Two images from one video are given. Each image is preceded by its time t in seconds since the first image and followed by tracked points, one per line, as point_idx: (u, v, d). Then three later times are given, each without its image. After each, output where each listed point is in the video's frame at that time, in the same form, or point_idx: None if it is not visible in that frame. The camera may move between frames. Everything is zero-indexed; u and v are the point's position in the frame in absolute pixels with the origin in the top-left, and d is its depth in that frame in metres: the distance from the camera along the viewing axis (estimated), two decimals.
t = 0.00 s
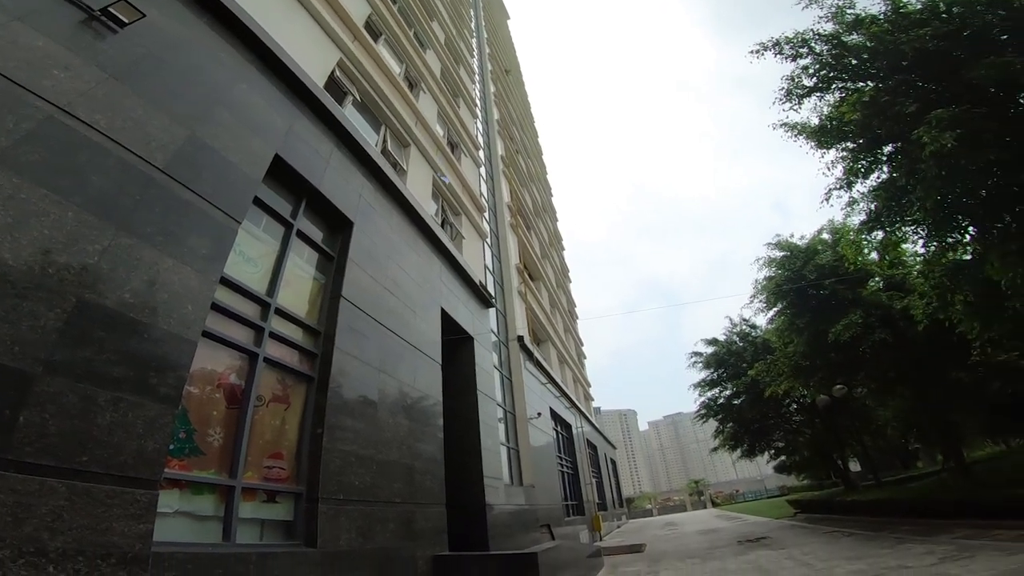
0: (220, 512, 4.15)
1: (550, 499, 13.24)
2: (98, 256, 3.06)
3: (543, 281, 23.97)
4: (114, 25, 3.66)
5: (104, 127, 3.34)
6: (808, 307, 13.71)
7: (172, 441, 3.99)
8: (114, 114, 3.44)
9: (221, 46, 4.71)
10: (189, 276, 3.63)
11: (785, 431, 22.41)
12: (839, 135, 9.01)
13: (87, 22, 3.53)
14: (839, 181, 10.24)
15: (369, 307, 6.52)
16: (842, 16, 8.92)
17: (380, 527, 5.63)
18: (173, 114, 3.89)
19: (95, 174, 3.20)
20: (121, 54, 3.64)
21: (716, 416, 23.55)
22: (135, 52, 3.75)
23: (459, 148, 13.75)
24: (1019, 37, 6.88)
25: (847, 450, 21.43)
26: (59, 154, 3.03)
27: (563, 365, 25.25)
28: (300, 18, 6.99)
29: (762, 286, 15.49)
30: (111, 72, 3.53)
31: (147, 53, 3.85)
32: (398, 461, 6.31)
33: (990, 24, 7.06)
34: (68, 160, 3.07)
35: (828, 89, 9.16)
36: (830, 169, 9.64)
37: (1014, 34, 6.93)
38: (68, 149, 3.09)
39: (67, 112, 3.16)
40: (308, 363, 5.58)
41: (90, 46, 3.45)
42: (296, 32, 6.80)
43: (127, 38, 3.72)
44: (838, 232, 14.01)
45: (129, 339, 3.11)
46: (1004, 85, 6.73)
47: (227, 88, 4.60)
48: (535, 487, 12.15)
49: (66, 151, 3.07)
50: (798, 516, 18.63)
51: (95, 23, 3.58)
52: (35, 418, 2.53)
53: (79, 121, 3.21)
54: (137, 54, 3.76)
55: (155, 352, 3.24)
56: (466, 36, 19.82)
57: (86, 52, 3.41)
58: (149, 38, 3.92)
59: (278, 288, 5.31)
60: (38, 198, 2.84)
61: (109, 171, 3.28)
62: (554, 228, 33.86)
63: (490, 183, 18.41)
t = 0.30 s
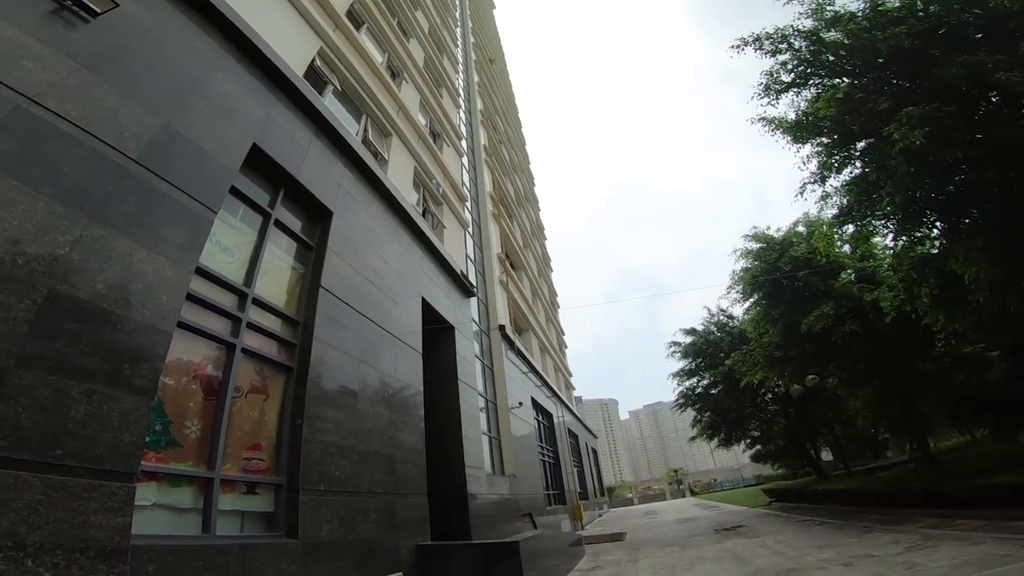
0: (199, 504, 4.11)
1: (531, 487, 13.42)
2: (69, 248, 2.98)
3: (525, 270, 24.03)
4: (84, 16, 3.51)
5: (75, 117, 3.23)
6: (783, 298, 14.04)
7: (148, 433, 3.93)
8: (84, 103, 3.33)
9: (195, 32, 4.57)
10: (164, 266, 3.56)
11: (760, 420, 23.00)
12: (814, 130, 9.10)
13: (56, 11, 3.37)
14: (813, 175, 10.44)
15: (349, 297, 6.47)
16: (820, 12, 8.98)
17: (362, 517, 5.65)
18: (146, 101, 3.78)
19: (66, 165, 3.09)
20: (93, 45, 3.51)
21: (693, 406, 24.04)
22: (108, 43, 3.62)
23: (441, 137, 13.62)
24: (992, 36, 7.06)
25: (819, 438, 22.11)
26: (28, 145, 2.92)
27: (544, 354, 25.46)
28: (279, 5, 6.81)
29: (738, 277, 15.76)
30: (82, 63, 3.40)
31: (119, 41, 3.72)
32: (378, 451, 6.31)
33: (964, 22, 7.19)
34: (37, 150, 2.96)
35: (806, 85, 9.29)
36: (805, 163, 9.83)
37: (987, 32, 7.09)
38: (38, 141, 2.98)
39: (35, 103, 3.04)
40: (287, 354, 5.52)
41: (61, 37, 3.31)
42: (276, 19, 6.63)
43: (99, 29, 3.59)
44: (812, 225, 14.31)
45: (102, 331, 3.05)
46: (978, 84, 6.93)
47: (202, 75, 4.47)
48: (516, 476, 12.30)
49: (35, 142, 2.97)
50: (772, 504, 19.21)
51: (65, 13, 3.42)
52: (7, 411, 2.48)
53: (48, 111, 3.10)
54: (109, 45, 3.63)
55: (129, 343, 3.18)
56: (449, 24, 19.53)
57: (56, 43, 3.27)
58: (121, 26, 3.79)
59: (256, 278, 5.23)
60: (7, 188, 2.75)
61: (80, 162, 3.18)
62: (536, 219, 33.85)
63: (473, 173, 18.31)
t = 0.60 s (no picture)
0: (180, 498, 4.09)
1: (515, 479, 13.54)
2: (46, 240, 2.92)
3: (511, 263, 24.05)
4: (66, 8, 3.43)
5: (54, 111, 3.17)
6: (763, 293, 14.28)
7: (127, 427, 3.89)
8: (63, 95, 3.25)
9: (177, 21, 4.48)
10: (142, 259, 3.51)
11: (741, 413, 23.47)
12: (797, 127, 9.30)
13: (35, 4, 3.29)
14: (795, 172, 10.55)
15: (333, 290, 6.43)
16: (806, 10, 8.95)
17: (345, 510, 5.66)
18: (126, 92, 3.70)
19: (45, 159, 3.03)
20: (74, 38, 3.44)
21: (676, 399, 24.39)
22: (89, 35, 3.55)
23: (428, 130, 13.52)
24: (973, 37, 7.13)
25: (797, 430, 22.63)
26: (6, 138, 2.86)
27: (529, 347, 25.60)
28: None
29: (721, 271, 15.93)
30: (63, 56, 3.33)
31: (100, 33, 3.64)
32: (362, 444, 6.31)
33: (948, 22, 7.26)
34: (15, 144, 2.89)
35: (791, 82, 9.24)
36: (787, 160, 9.98)
37: (969, 32, 7.15)
38: (16, 135, 2.91)
39: (14, 96, 2.97)
40: (270, 347, 5.49)
41: (41, 31, 3.24)
42: (261, 11, 6.52)
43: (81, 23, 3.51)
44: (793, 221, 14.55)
45: (80, 325, 3.00)
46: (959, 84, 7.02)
47: (184, 66, 4.39)
48: (501, 468, 12.39)
49: (14, 136, 2.90)
50: (752, 497, 19.65)
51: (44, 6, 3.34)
52: None
53: (26, 104, 3.03)
54: (91, 39, 3.56)
55: (107, 336, 3.14)
56: (438, 15, 19.31)
57: (36, 36, 3.20)
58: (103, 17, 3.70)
59: (239, 271, 5.17)
60: None
61: (59, 156, 3.11)
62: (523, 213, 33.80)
63: (459, 165, 18.23)
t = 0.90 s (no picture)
0: (152, 493, 4.02)
1: (494, 471, 13.65)
2: (10, 232, 2.82)
3: (490, 255, 24.07)
4: None
5: (19, 99, 3.04)
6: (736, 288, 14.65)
7: (95, 422, 3.79)
8: (27, 83, 3.12)
9: (146, 6, 4.33)
10: (110, 250, 3.41)
11: (713, 405, 24.10)
12: (770, 127, 9.40)
13: None
14: (768, 170, 10.80)
15: (309, 282, 6.35)
16: (783, 11, 9.00)
17: (322, 504, 5.65)
18: (94, 78, 3.58)
19: (9, 149, 2.92)
20: (39, 23, 3.30)
21: (651, 391, 24.85)
22: (54, 19, 3.40)
23: (407, 121, 13.39)
24: (945, 40, 7.42)
25: (767, 422, 23.33)
26: None
27: (507, 340, 25.70)
28: None
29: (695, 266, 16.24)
30: (28, 43, 3.19)
31: (67, 18, 3.50)
32: (338, 438, 6.28)
33: (920, 26, 7.48)
34: None
35: (766, 82, 9.32)
36: (760, 159, 10.14)
37: (940, 36, 7.44)
38: None
39: None
40: (243, 340, 5.40)
41: (5, 16, 3.10)
42: None
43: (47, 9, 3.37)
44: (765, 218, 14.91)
45: (45, 317, 2.91)
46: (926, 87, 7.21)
47: (155, 52, 4.26)
48: (479, 460, 12.47)
49: None
50: (724, 489, 20.19)
51: None
52: None
53: None
54: (57, 23, 3.41)
55: (73, 329, 3.05)
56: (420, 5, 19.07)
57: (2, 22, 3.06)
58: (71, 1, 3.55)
59: (210, 262, 5.07)
60: None
61: (23, 146, 3.00)
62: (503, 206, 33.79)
63: (439, 157, 18.11)
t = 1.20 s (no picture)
0: (126, 490, 3.94)
1: (475, 467, 13.67)
2: None
3: (473, 250, 24.02)
4: None
5: None
6: (715, 288, 14.89)
7: (67, 417, 3.70)
8: None
9: None
10: (84, 243, 3.32)
11: (691, 403, 24.48)
12: (751, 130, 9.06)
13: None
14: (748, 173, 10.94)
15: (289, 277, 6.26)
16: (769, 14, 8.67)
17: (301, 500, 5.60)
18: (70, 68, 3.47)
19: None
20: (14, 11, 3.19)
21: (632, 388, 25.17)
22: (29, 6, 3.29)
23: (393, 116, 13.24)
24: (924, 46, 7.19)
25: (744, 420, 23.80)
26: None
27: (489, 335, 25.72)
28: None
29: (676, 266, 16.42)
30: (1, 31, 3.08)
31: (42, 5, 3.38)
32: (317, 434, 6.21)
33: (902, 31, 7.25)
34: None
35: (749, 85, 8.97)
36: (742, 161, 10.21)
37: (920, 42, 7.21)
38: None
39: None
40: (220, 334, 5.30)
41: None
42: None
43: None
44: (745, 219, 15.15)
45: (16, 311, 2.83)
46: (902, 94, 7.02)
47: (134, 41, 4.14)
48: (460, 456, 12.47)
49: None
50: (702, 485, 20.58)
51: None
52: None
53: None
54: (32, 11, 3.30)
55: (46, 322, 2.97)
56: None
57: None
58: None
59: (187, 256, 4.96)
60: None
61: None
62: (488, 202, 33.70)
63: (424, 151, 17.96)
